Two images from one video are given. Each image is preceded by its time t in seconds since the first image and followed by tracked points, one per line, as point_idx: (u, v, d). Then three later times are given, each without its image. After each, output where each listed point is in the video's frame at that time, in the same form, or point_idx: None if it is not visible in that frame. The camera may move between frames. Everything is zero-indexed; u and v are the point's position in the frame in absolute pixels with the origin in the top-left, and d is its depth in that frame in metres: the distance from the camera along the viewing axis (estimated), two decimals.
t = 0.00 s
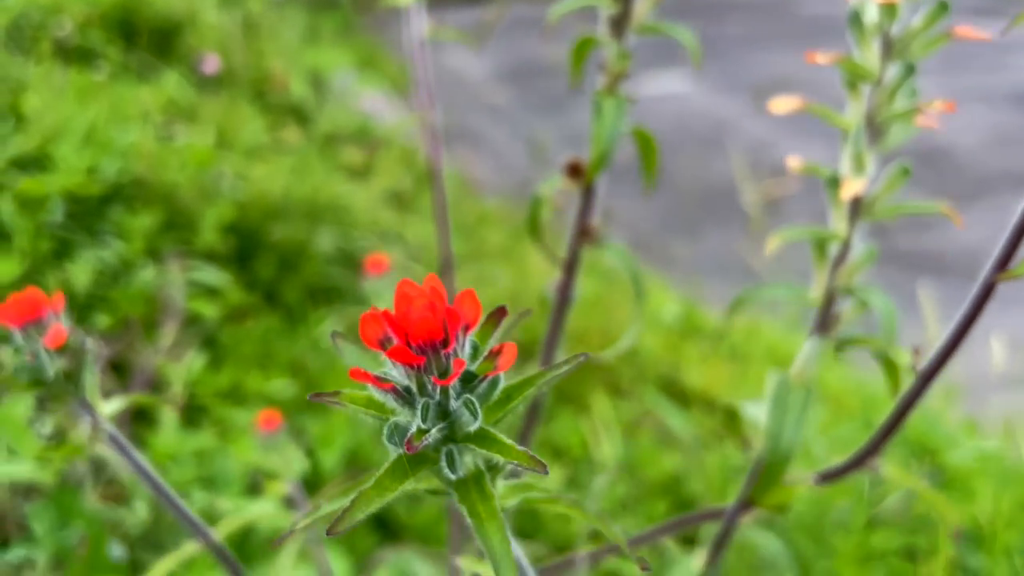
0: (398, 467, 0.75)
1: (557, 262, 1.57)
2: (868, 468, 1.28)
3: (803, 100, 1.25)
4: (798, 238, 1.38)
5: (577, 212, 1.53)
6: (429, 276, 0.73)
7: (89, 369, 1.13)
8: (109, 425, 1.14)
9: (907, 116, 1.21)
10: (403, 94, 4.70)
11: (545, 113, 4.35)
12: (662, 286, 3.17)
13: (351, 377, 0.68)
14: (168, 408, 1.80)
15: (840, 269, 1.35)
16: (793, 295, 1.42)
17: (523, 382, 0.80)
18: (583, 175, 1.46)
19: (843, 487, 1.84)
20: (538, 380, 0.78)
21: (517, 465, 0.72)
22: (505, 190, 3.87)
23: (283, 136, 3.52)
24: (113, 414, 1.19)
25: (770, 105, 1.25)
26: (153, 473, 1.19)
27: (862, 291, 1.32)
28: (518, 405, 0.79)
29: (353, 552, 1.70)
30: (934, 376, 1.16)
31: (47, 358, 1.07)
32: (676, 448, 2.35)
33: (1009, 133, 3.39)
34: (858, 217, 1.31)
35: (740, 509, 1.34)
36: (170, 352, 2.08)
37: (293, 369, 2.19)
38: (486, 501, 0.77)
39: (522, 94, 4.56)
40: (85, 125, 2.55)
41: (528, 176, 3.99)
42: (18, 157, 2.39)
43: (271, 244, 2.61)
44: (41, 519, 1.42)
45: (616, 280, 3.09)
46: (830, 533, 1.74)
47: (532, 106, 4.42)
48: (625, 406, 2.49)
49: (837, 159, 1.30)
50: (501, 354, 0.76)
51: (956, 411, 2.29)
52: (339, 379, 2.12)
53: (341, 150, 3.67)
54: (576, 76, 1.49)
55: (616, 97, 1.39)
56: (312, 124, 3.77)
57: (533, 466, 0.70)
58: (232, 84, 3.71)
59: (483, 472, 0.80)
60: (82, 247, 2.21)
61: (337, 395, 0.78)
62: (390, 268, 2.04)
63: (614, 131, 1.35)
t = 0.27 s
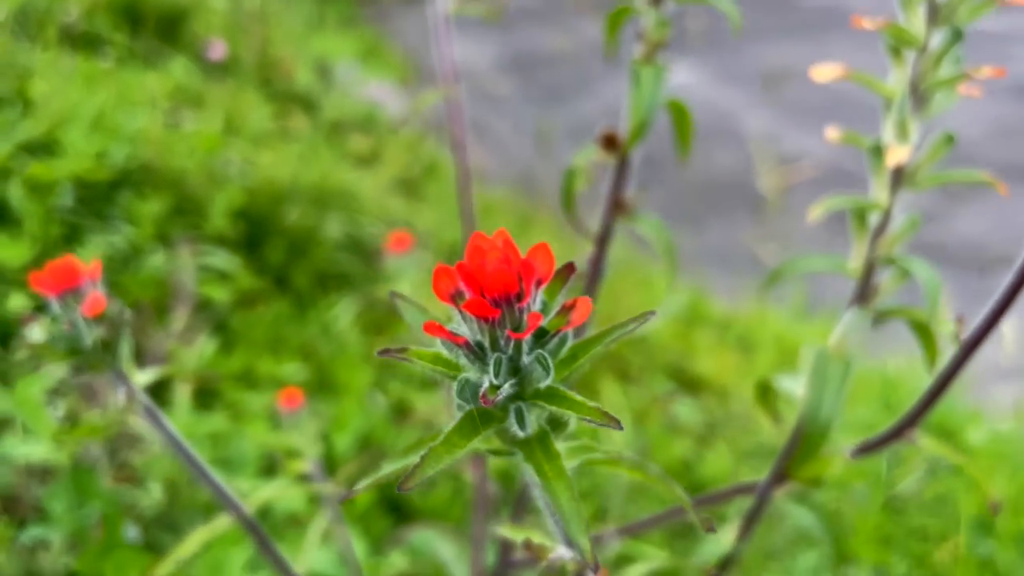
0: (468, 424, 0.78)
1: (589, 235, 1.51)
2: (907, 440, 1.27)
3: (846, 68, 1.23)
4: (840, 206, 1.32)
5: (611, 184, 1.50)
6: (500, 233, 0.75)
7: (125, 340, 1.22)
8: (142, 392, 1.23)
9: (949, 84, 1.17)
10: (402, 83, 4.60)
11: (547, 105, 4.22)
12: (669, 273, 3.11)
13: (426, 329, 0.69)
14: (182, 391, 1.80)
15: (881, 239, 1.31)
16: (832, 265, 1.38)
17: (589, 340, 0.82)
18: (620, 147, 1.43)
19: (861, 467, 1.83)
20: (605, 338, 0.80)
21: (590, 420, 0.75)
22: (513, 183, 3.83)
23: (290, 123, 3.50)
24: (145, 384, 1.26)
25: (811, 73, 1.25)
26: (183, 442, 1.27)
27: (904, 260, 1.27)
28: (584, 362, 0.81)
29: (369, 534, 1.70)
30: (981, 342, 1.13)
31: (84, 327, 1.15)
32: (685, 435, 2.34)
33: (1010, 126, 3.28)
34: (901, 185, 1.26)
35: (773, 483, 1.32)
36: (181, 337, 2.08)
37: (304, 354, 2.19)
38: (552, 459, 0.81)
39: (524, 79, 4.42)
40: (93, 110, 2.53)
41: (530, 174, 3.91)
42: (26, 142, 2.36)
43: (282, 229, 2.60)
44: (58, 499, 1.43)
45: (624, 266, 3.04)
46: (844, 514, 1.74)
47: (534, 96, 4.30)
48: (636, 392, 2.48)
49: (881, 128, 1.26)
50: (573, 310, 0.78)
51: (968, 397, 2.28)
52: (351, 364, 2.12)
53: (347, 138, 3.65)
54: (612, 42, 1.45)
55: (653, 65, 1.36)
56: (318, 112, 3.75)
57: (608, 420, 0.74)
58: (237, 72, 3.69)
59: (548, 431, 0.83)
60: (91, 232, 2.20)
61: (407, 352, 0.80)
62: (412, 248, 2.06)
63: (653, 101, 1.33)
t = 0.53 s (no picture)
0: (495, 406, 0.75)
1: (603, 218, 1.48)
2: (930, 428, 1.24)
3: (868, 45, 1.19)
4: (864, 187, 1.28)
5: (628, 165, 1.48)
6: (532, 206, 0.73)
7: (133, 326, 1.21)
8: (151, 377, 1.23)
9: (977, 62, 1.12)
10: (403, 75, 4.58)
11: (547, 96, 4.21)
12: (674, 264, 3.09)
13: (456, 306, 0.68)
14: (186, 380, 1.80)
15: (905, 221, 1.26)
16: (853, 248, 1.34)
17: (620, 319, 0.80)
18: (636, 128, 1.41)
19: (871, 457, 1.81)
20: (638, 316, 0.79)
21: (624, 399, 0.72)
22: (514, 175, 3.82)
23: (291, 113, 3.48)
24: (156, 369, 1.26)
25: (834, 52, 1.22)
26: (192, 429, 1.27)
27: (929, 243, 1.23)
28: (615, 342, 0.80)
29: (375, 524, 1.70)
30: (1010, 324, 1.11)
31: (92, 312, 1.15)
32: (688, 427, 2.30)
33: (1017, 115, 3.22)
34: (926, 167, 1.21)
35: (791, 470, 1.31)
36: (184, 327, 2.07)
37: (307, 344, 2.19)
38: (583, 442, 0.77)
39: (524, 70, 4.40)
40: (94, 99, 2.51)
41: (529, 164, 3.88)
42: (27, 131, 2.34)
43: (284, 219, 2.58)
44: (63, 486, 1.43)
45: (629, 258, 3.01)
46: (852, 499, 1.67)
47: (534, 87, 4.28)
48: (641, 382, 2.47)
49: (906, 107, 1.20)
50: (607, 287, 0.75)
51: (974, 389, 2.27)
52: (354, 354, 2.10)
53: (349, 128, 3.63)
54: (627, 20, 1.43)
55: (671, 44, 1.33)
56: (319, 102, 3.72)
57: (644, 400, 0.71)
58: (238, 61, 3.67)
59: (577, 413, 0.79)
60: (93, 222, 2.19)
61: (433, 330, 0.76)
62: (421, 233, 2.03)
63: (670, 82, 1.31)
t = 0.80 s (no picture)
0: (517, 393, 0.74)
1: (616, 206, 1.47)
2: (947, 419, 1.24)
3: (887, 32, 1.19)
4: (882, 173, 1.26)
5: (640, 153, 1.46)
6: (556, 189, 0.72)
7: (138, 314, 1.20)
8: (155, 368, 1.21)
9: (999, 45, 1.10)
10: (403, 69, 4.56)
11: (547, 90, 4.19)
12: (676, 258, 3.07)
13: (479, 288, 0.66)
14: (187, 373, 1.79)
15: (923, 209, 1.24)
16: (870, 236, 1.31)
17: (645, 304, 0.79)
18: (649, 114, 1.40)
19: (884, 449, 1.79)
20: (663, 301, 0.78)
21: (651, 385, 0.71)
22: (513, 168, 3.80)
23: (291, 105, 3.45)
24: (159, 359, 1.24)
25: (853, 36, 1.21)
26: (195, 420, 1.25)
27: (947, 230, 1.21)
28: (639, 328, 0.79)
29: (377, 518, 1.69)
30: None
31: (96, 300, 1.14)
32: (690, 420, 2.28)
33: None
34: (946, 153, 1.18)
35: (804, 464, 1.31)
36: (184, 320, 2.06)
37: (308, 337, 2.18)
38: (605, 430, 0.77)
39: (525, 64, 4.37)
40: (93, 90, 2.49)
41: (530, 158, 3.86)
42: (25, 123, 2.33)
43: (285, 211, 2.57)
44: (63, 480, 1.41)
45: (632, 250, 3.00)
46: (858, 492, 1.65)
47: (534, 81, 4.26)
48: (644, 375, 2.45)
49: (926, 93, 1.18)
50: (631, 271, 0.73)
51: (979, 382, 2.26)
52: (354, 347, 2.09)
53: (348, 120, 3.61)
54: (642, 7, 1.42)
55: (685, 29, 1.31)
56: (319, 94, 3.70)
57: (673, 387, 0.70)
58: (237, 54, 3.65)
59: (600, 402, 0.79)
60: (92, 214, 2.18)
61: (451, 315, 0.75)
62: (426, 224, 2.01)
63: (684, 67, 1.29)
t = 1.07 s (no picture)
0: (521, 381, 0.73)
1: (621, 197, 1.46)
2: (959, 413, 1.25)
3: (898, 18, 1.18)
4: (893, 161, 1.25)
5: (645, 143, 1.44)
6: (564, 168, 0.71)
7: (135, 305, 1.18)
8: (153, 361, 1.20)
9: (1014, 32, 1.09)
10: (402, 63, 4.54)
11: (547, 84, 4.17)
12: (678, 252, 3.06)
13: (483, 270, 0.65)
14: (185, 368, 1.77)
15: (936, 200, 1.23)
16: (879, 228, 1.30)
17: (653, 290, 0.78)
18: (656, 102, 1.39)
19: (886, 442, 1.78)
20: (673, 286, 0.77)
21: (660, 371, 0.70)
22: (513, 163, 3.78)
23: (289, 99, 3.43)
24: (157, 352, 1.23)
25: (865, 22, 1.20)
26: (193, 413, 1.24)
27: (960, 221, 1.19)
28: (647, 314, 0.78)
29: (377, 514, 1.68)
30: None
31: (93, 290, 1.13)
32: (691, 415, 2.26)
33: None
34: (959, 142, 1.17)
35: (812, 460, 1.31)
36: (182, 314, 2.05)
37: (307, 332, 2.17)
38: (612, 419, 0.75)
39: (525, 58, 4.36)
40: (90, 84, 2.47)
41: (529, 153, 3.84)
42: (23, 117, 2.31)
43: (284, 206, 2.55)
44: (60, 478, 1.40)
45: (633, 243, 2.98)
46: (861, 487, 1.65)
47: (533, 75, 4.25)
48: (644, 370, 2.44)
49: (940, 80, 1.17)
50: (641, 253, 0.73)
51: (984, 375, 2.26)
52: (354, 342, 2.08)
53: (348, 114, 3.59)
54: None
55: (692, 16, 1.30)
56: (318, 88, 3.68)
57: (683, 373, 0.69)
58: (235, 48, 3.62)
59: (606, 390, 0.78)
60: (90, 208, 2.16)
61: (453, 299, 0.74)
62: (428, 218, 2.00)
63: (691, 56, 1.28)
